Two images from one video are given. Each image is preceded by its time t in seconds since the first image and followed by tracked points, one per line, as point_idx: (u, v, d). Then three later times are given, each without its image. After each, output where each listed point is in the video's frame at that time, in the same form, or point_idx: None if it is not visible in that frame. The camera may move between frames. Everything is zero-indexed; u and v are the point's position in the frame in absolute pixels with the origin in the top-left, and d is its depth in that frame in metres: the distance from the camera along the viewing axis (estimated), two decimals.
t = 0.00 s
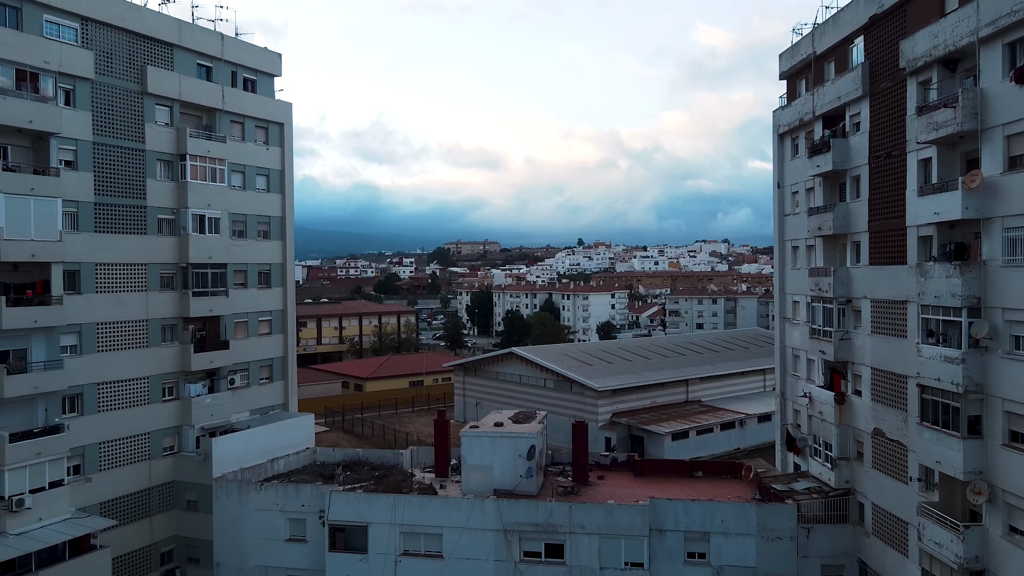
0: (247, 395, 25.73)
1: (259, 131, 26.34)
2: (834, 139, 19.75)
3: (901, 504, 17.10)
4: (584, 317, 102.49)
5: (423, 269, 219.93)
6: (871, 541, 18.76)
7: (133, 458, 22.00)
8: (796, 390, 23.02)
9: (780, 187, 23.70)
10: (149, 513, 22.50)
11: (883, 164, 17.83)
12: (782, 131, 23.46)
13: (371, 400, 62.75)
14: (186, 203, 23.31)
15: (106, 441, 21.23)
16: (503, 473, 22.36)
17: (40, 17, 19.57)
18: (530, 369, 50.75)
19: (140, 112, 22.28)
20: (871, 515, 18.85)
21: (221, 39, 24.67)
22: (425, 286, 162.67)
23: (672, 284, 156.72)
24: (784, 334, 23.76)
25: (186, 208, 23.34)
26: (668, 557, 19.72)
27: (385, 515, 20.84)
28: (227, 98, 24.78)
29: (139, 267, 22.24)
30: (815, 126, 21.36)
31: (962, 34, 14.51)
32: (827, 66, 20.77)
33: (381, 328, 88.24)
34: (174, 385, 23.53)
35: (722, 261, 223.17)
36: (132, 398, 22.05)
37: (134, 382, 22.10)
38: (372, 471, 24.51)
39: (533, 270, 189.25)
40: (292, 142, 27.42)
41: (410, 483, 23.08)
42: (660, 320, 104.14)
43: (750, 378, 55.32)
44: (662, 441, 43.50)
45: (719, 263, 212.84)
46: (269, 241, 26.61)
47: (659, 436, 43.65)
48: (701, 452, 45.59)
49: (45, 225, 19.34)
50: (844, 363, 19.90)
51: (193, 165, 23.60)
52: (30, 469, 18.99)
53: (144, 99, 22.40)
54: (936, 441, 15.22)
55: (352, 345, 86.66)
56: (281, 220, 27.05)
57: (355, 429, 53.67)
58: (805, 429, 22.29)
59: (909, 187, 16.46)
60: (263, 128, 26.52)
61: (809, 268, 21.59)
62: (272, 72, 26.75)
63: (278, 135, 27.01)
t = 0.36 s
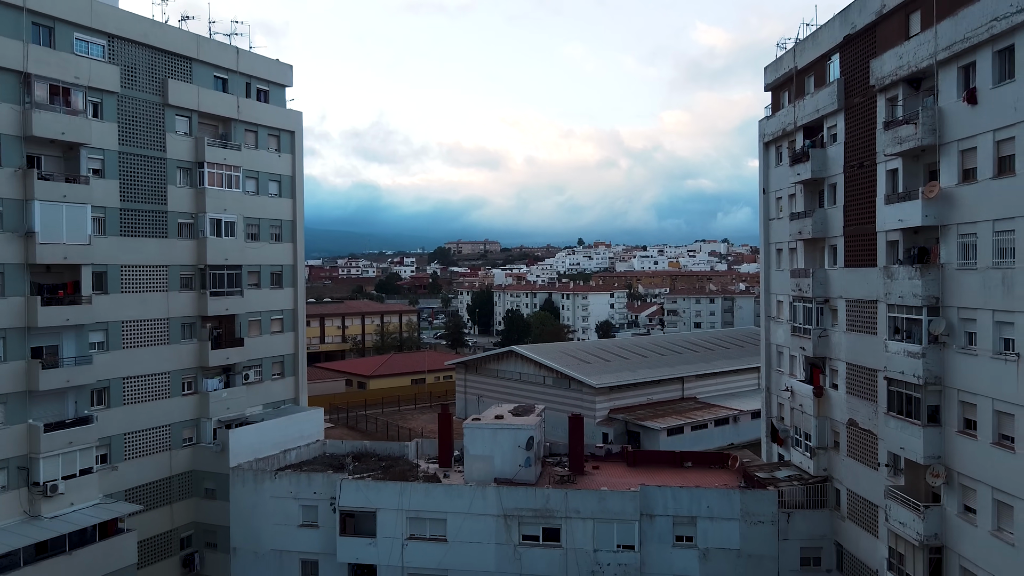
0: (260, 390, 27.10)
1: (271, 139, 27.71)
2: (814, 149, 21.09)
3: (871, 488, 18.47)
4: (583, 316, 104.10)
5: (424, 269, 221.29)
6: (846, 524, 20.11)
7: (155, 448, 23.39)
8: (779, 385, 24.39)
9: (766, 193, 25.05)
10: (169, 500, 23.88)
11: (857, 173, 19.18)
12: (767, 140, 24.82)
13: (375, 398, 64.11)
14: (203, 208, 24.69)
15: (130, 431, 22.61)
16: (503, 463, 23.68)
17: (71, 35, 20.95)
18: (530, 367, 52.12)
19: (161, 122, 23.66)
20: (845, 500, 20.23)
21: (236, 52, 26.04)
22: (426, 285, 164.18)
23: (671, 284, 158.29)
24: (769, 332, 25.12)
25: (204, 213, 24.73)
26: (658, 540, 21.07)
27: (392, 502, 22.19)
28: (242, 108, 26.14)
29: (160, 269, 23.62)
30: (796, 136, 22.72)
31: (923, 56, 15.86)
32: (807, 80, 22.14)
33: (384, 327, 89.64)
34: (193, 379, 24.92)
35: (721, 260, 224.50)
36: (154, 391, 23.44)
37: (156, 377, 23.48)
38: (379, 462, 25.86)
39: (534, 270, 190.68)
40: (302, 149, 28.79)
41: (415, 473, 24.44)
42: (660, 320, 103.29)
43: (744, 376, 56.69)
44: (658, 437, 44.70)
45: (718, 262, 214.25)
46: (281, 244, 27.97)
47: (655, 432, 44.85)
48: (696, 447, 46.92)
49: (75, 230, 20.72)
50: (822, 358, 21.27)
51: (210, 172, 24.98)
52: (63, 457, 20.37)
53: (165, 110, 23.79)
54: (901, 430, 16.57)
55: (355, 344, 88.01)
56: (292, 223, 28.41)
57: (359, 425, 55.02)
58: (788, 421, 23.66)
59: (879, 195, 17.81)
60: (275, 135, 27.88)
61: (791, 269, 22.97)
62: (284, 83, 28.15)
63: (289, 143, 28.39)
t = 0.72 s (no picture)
0: (272, 385, 28.48)
1: (283, 146, 29.07)
2: (795, 158, 22.47)
3: (846, 476, 19.85)
4: (583, 316, 105.62)
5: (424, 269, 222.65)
6: (824, 510, 21.49)
7: (175, 440, 24.78)
8: (765, 380, 25.75)
9: (753, 198, 26.41)
10: (188, 489, 25.29)
11: (833, 182, 20.55)
12: (754, 148, 26.17)
13: (377, 396, 65.46)
14: (220, 213, 26.09)
15: (152, 423, 24.01)
16: (503, 454, 25.02)
17: (98, 52, 22.36)
18: (530, 365, 53.49)
19: (180, 132, 25.05)
20: (823, 488, 21.59)
21: (250, 65, 27.44)
22: (427, 285, 165.47)
23: (669, 284, 159.71)
24: (755, 330, 26.47)
25: (220, 217, 26.12)
26: (649, 525, 22.44)
27: (399, 490, 23.55)
28: (255, 118, 27.51)
29: (179, 270, 25.01)
30: (780, 145, 24.08)
31: (890, 76, 17.22)
32: (790, 92, 23.50)
33: (386, 327, 90.98)
34: (210, 375, 26.32)
35: (719, 261, 225.98)
36: (174, 386, 24.83)
37: (176, 372, 24.87)
38: (385, 453, 27.20)
39: (534, 270, 192.02)
40: (312, 156, 30.14)
41: (420, 463, 25.81)
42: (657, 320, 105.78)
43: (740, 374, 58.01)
44: (653, 433, 45.79)
45: (717, 262, 215.68)
46: (292, 246, 29.33)
47: (650, 429, 45.98)
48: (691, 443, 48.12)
49: (103, 234, 22.09)
50: (803, 355, 22.64)
51: (226, 178, 26.36)
52: (91, 447, 21.78)
53: (184, 121, 25.17)
54: (871, 420, 17.94)
55: (358, 343, 89.24)
56: (302, 226, 29.75)
57: (363, 422, 56.35)
58: (773, 415, 25.03)
59: (852, 202, 19.17)
60: (287, 143, 29.23)
61: (774, 271, 24.34)
62: (294, 93, 29.52)
63: (299, 150, 29.75)
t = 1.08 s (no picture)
0: (283, 381, 29.84)
1: (293, 153, 30.42)
2: (778, 166, 23.82)
3: (824, 464, 21.20)
4: (582, 316, 107.18)
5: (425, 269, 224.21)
6: (805, 497, 22.83)
7: (192, 432, 26.17)
8: (752, 376, 27.10)
9: (741, 203, 27.75)
10: (204, 480, 26.69)
11: (813, 189, 21.90)
12: (742, 156, 27.54)
13: (380, 393, 66.91)
14: (234, 217, 27.45)
15: (171, 417, 25.40)
16: (503, 446, 26.35)
17: (122, 66, 23.75)
18: (529, 363, 54.89)
19: (198, 141, 26.43)
20: (805, 476, 22.94)
21: (262, 76, 28.82)
22: (427, 284, 166.97)
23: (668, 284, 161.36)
24: (743, 328, 27.82)
25: (234, 221, 27.48)
26: (640, 512, 23.81)
27: (405, 479, 24.89)
28: (267, 126, 28.89)
29: (196, 272, 26.37)
30: (765, 154, 25.44)
31: (862, 92, 18.58)
32: (774, 104, 24.89)
33: (388, 326, 92.48)
34: (225, 371, 27.70)
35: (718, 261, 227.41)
36: (192, 381, 26.21)
37: (193, 368, 26.25)
38: (391, 446, 28.53)
39: (534, 270, 193.49)
40: (320, 162, 31.50)
41: (425, 455, 27.16)
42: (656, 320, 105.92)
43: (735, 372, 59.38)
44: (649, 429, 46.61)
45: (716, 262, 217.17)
46: (301, 249, 30.68)
47: (646, 425, 46.82)
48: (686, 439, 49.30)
49: (126, 237, 23.45)
50: (786, 352, 24.00)
51: (240, 184, 27.73)
52: (116, 438, 23.16)
53: (200, 129, 26.54)
54: (845, 412, 19.30)
55: (360, 342, 90.64)
56: (311, 229, 31.09)
57: (366, 418, 57.76)
58: (759, 409, 26.39)
59: (830, 209, 20.52)
60: (296, 149, 30.59)
61: (760, 273, 25.69)
62: (304, 102, 30.91)
63: (308, 156, 31.12)
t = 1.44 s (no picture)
0: (292, 377, 31.10)
1: (301, 158, 31.66)
2: (765, 172, 25.05)
3: (806, 455, 22.45)
4: (581, 315, 108.54)
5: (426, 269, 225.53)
6: (790, 487, 24.07)
7: (207, 426, 27.44)
8: (741, 372, 28.35)
9: (731, 207, 28.99)
10: (218, 471, 27.99)
11: (797, 195, 23.12)
12: (731, 162, 28.78)
13: (382, 391, 68.11)
14: (246, 220, 28.69)
15: (187, 411, 26.67)
16: (504, 439, 27.57)
17: (141, 77, 25.00)
18: (529, 361, 56.15)
19: (212, 147, 27.68)
20: (789, 466, 24.19)
21: (272, 85, 30.06)
22: (428, 284, 168.27)
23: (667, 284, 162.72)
24: (733, 326, 29.05)
25: (246, 224, 28.72)
26: (634, 501, 25.04)
27: (409, 470, 26.12)
28: (277, 132, 30.14)
29: (210, 272, 27.62)
30: (753, 160, 26.69)
31: (839, 105, 19.82)
32: (761, 113, 26.13)
33: (389, 325, 93.76)
34: (237, 367, 28.94)
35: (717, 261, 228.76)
36: (207, 377, 27.47)
37: (208, 365, 27.51)
38: (396, 439, 29.75)
39: (534, 270, 194.76)
40: (327, 167, 32.75)
41: (429, 448, 28.41)
42: (656, 319, 107.15)
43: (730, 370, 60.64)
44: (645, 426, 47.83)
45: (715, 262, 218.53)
46: (309, 250, 31.93)
47: (643, 421, 48.05)
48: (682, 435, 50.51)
49: (145, 240, 24.70)
50: (772, 349, 25.23)
51: (252, 189, 28.98)
52: (136, 430, 24.40)
53: (214, 137, 27.78)
54: (824, 405, 20.55)
55: (362, 340, 91.92)
56: (319, 232, 32.34)
57: (369, 415, 59.01)
58: (748, 403, 27.63)
59: (811, 213, 21.76)
60: (305, 155, 31.83)
61: (749, 273, 26.91)
62: (312, 109, 32.15)
63: (316, 161, 32.36)
